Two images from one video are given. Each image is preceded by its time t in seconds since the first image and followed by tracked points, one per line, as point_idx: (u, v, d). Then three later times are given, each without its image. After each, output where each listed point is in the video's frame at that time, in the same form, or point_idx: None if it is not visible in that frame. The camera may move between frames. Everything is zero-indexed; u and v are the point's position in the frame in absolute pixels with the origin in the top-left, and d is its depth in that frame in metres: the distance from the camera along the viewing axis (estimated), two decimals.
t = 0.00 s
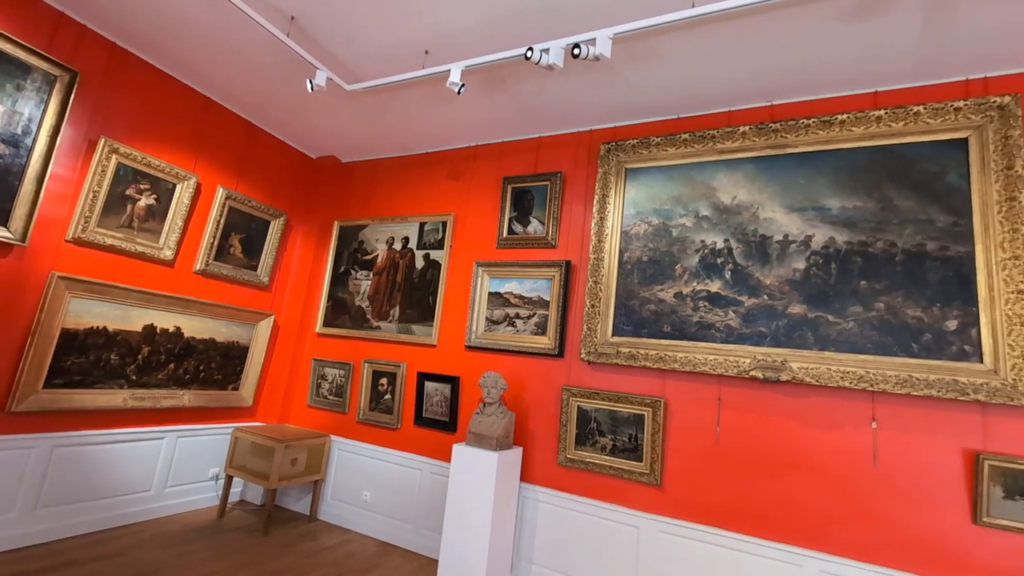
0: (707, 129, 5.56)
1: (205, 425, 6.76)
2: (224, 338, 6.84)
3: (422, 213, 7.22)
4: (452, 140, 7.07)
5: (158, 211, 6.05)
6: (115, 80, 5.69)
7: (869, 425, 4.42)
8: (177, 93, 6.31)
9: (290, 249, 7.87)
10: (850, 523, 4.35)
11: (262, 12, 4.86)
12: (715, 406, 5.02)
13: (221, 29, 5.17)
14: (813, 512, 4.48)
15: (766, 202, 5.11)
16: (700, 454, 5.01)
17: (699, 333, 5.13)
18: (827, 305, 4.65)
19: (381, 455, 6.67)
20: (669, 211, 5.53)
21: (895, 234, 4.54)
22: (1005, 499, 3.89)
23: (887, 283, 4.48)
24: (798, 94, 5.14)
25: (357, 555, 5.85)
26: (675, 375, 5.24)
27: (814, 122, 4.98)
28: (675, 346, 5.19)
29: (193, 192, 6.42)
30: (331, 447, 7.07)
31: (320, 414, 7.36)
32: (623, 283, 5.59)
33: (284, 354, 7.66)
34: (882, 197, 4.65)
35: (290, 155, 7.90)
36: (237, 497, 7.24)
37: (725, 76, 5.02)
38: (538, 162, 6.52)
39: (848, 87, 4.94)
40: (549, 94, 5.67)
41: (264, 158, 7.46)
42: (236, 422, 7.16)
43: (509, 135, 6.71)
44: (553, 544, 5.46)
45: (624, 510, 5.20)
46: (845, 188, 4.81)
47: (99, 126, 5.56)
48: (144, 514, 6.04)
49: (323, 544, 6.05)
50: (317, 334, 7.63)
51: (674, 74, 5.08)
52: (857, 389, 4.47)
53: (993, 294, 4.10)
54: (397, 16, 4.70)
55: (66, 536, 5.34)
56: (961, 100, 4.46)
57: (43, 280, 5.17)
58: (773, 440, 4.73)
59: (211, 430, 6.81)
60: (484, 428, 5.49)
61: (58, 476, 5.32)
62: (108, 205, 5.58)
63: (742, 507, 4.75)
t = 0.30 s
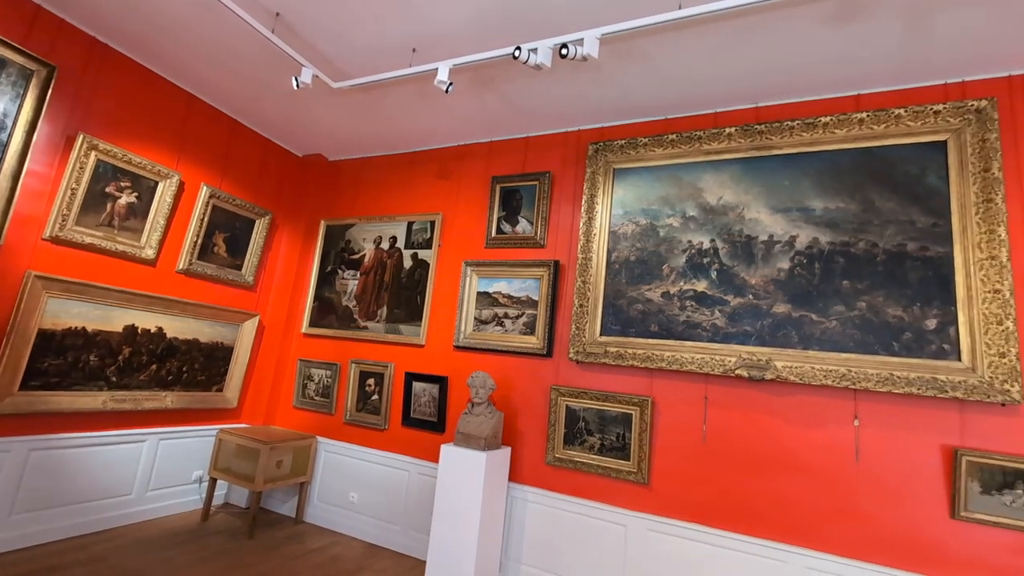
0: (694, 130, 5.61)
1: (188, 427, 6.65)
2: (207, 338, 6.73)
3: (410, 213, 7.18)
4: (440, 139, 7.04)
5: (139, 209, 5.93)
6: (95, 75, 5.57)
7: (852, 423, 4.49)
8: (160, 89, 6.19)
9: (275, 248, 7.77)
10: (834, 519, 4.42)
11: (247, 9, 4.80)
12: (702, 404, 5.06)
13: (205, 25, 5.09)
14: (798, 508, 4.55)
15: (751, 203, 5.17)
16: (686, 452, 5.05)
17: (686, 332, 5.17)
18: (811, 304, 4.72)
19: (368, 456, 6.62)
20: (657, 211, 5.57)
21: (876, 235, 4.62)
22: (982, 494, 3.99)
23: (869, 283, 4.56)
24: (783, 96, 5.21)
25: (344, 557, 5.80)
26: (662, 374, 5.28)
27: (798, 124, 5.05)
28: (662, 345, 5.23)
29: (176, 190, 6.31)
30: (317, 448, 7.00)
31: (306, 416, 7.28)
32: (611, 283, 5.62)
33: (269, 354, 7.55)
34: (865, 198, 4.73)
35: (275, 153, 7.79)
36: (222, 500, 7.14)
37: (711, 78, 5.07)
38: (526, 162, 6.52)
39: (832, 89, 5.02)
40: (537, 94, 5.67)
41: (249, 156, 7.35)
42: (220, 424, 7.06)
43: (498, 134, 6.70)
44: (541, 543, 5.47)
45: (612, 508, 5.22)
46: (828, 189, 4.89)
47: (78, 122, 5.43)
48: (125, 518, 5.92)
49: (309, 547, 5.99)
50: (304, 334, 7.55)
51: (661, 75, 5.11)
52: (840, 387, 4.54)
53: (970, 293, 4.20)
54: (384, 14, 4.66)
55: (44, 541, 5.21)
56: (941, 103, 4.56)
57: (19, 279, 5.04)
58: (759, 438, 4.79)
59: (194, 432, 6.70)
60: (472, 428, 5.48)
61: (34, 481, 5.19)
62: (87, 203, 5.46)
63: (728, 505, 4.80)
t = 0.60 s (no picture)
0: (680, 131, 5.66)
1: (171, 429, 6.54)
2: (190, 339, 6.61)
3: (398, 212, 7.13)
4: (428, 138, 7.02)
5: (119, 208, 5.81)
6: (73, 70, 5.44)
7: (834, 420, 4.57)
8: (141, 85, 6.08)
9: (260, 247, 7.67)
10: (817, 515, 4.48)
11: (231, 4, 4.74)
12: (688, 403, 5.11)
13: (188, 20, 5.01)
14: (782, 505, 4.61)
15: (736, 204, 5.22)
16: (673, 451, 5.09)
17: (673, 331, 5.22)
18: (795, 304, 4.79)
19: (355, 457, 6.57)
20: (644, 211, 5.60)
21: (858, 236, 4.71)
22: (959, 489, 4.08)
23: (851, 283, 4.64)
24: (767, 98, 5.28)
25: (330, 559, 5.75)
26: (649, 374, 5.32)
27: (782, 126, 5.12)
28: (650, 345, 5.26)
29: (157, 188, 6.19)
30: (303, 450, 6.92)
31: (291, 417, 7.20)
32: (599, 282, 5.64)
33: (254, 355, 7.44)
34: (847, 200, 4.81)
35: (260, 151, 7.68)
36: (205, 503, 7.03)
37: (697, 80, 5.12)
38: (514, 161, 6.52)
39: (815, 92, 5.09)
40: (525, 93, 5.67)
41: (233, 154, 7.24)
42: (204, 426, 6.95)
43: (486, 133, 6.68)
44: (529, 543, 5.47)
45: (600, 507, 5.25)
46: (811, 191, 4.96)
47: (56, 118, 5.31)
48: (105, 522, 5.80)
49: (295, 549, 5.92)
50: (289, 334, 7.46)
51: (647, 76, 5.15)
52: (823, 386, 4.62)
53: (949, 293, 4.30)
54: (371, 11, 4.63)
55: (20, 547, 5.09)
56: (920, 107, 4.65)
57: None
58: (744, 436, 4.85)
59: (177, 434, 6.59)
60: (459, 428, 5.46)
61: (10, 486, 5.06)
62: (65, 201, 5.34)
63: (714, 502, 4.85)
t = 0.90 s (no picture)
0: (667, 133, 5.70)
1: (152, 432, 6.41)
2: (172, 340, 6.49)
3: (385, 211, 7.08)
4: (415, 137, 6.98)
5: (97, 206, 5.68)
6: (50, 65, 5.31)
7: (816, 418, 4.64)
8: (120, 80, 5.95)
9: (244, 247, 7.56)
10: (800, 512, 4.56)
11: None
12: (674, 402, 5.15)
13: (169, 15, 4.92)
14: (766, 502, 4.67)
15: (721, 205, 5.28)
16: (659, 449, 5.13)
17: (659, 331, 5.26)
18: (778, 303, 4.86)
19: (341, 459, 6.51)
20: (631, 212, 5.63)
21: (839, 236, 4.79)
22: (937, 484, 4.17)
23: (832, 283, 4.72)
24: (752, 100, 5.35)
25: (316, 562, 5.69)
26: (636, 373, 5.35)
27: (766, 128, 5.19)
28: (636, 344, 5.30)
29: (138, 186, 6.07)
30: (288, 452, 6.84)
31: (276, 419, 7.11)
32: (586, 282, 5.66)
33: (237, 357, 7.32)
34: (828, 201, 4.90)
35: (243, 149, 7.56)
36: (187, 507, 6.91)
37: (683, 82, 5.17)
38: (502, 161, 6.51)
39: (798, 95, 5.17)
40: (512, 93, 5.67)
41: (216, 152, 7.13)
42: (186, 429, 6.83)
43: (473, 133, 6.67)
44: (517, 543, 5.47)
45: (587, 506, 5.27)
46: (794, 192, 5.04)
47: (31, 113, 5.17)
48: (83, 528, 5.67)
49: (280, 552, 5.85)
50: (273, 335, 7.36)
51: (634, 78, 5.18)
52: (805, 384, 4.69)
53: (927, 293, 4.39)
54: (356, 9, 4.59)
55: None
56: (899, 110, 4.75)
57: None
58: (729, 434, 4.90)
59: (158, 437, 6.46)
60: (447, 429, 5.44)
61: None
62: (41, 199, 5.20)
63: (699, 500, 4.90)
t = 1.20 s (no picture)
0: (651, 134, 5.75)
1: (128, 435, 6.26)
2: (149, 341, 6.34)
3: (369, 210, 7.02)
4: (400, 136, 6.93)
5: (71, 203, 5.53)
6: (21, 58, 5.15)
7: (796, 416, 4.72)
8: (95, 75, 5.80)
9: (224, 246, 7.43)
10: (781, 508, 4.63)
11: None
12: (658, 401, 5.20)
13: (146, 8, 4.81)
14: (748, 499, 4.74)
15: (704, 206, 5.34)
16: (644, 448, 5.17)
17: (644, 330, 5.30)
18: (759, 303, 4.93)
19: (324, 461, 6.43)
20: (616, 212, 5.67)
21: (818, 237, 4.88)
22: (912, 480, 4.28)
23: (812, 283, 4.81)
24: (734, 103, 5.43)
25: (298, 565, 5.62)
26: (621, 373, 5.39)
27: (748, 131, 5.27)
28: (621, 344, 5.33)
29: (114, 183, 5.93)
30: (269, 454, 6.74)
31: (257, 420, 7.00)
32: (571, 282, 5.68)
33: (218, 358, 7.19)
34: (808, 203, 4.99)
35: (223, 146, 7.43)
36: (166, 511, 6.77)
37: (667, 84, 5.22)
38: (488, 161, 6.50)
39: (779, 98, 5.26)
40: (498, 93, 5.66)
41: (195, 149, 6.99)
42: (164, 432, 6.68)
43: (459, 132, 6.64)
44: (502, 544, 5.47)
45: (572, 505, 5.29)
46: (775, 194, 5.12)
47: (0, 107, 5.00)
48: (56, 534, 5.52)
49: (261, 556, 5.76)
50: (255, 336, 7.25)
51: (619, 79, 5.22)
52: (786, 383, 4.77)
53: (902, 293, 4.50)
54: (339, 5, 4.54)
55: None
56: (876, 114, 4.86)
57: None
58: (712, 433, 4.96)
59: (135, 440, 6.31)
60: (432, 429, 5.41)
61: None
62: (11, 196, 5.05)
63: (683, 498, 4.95)
